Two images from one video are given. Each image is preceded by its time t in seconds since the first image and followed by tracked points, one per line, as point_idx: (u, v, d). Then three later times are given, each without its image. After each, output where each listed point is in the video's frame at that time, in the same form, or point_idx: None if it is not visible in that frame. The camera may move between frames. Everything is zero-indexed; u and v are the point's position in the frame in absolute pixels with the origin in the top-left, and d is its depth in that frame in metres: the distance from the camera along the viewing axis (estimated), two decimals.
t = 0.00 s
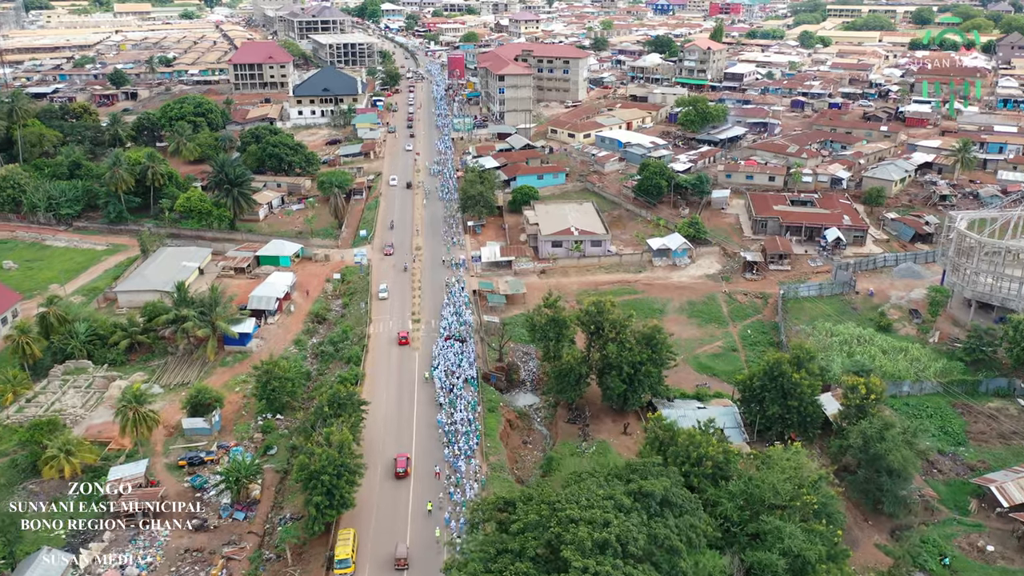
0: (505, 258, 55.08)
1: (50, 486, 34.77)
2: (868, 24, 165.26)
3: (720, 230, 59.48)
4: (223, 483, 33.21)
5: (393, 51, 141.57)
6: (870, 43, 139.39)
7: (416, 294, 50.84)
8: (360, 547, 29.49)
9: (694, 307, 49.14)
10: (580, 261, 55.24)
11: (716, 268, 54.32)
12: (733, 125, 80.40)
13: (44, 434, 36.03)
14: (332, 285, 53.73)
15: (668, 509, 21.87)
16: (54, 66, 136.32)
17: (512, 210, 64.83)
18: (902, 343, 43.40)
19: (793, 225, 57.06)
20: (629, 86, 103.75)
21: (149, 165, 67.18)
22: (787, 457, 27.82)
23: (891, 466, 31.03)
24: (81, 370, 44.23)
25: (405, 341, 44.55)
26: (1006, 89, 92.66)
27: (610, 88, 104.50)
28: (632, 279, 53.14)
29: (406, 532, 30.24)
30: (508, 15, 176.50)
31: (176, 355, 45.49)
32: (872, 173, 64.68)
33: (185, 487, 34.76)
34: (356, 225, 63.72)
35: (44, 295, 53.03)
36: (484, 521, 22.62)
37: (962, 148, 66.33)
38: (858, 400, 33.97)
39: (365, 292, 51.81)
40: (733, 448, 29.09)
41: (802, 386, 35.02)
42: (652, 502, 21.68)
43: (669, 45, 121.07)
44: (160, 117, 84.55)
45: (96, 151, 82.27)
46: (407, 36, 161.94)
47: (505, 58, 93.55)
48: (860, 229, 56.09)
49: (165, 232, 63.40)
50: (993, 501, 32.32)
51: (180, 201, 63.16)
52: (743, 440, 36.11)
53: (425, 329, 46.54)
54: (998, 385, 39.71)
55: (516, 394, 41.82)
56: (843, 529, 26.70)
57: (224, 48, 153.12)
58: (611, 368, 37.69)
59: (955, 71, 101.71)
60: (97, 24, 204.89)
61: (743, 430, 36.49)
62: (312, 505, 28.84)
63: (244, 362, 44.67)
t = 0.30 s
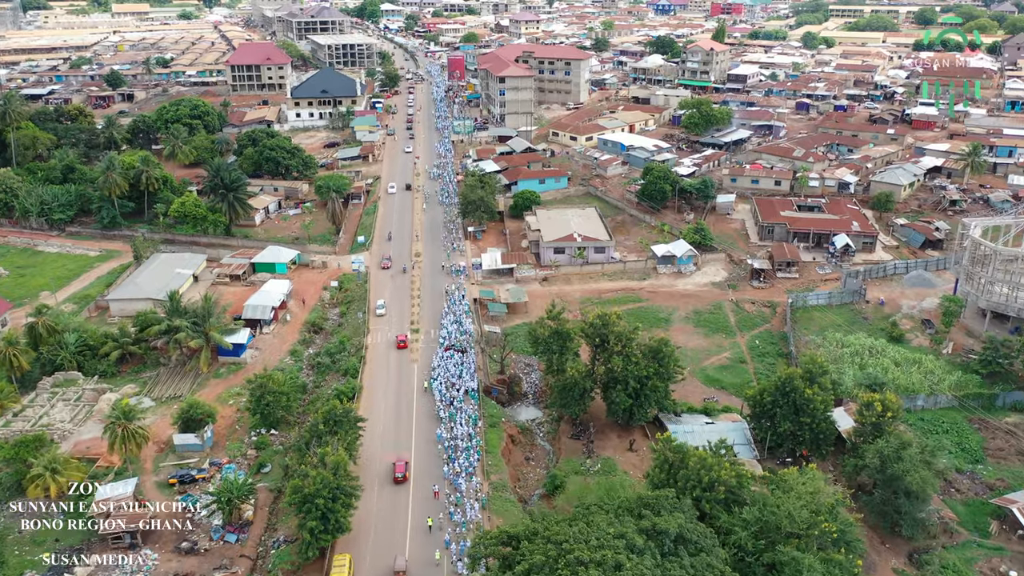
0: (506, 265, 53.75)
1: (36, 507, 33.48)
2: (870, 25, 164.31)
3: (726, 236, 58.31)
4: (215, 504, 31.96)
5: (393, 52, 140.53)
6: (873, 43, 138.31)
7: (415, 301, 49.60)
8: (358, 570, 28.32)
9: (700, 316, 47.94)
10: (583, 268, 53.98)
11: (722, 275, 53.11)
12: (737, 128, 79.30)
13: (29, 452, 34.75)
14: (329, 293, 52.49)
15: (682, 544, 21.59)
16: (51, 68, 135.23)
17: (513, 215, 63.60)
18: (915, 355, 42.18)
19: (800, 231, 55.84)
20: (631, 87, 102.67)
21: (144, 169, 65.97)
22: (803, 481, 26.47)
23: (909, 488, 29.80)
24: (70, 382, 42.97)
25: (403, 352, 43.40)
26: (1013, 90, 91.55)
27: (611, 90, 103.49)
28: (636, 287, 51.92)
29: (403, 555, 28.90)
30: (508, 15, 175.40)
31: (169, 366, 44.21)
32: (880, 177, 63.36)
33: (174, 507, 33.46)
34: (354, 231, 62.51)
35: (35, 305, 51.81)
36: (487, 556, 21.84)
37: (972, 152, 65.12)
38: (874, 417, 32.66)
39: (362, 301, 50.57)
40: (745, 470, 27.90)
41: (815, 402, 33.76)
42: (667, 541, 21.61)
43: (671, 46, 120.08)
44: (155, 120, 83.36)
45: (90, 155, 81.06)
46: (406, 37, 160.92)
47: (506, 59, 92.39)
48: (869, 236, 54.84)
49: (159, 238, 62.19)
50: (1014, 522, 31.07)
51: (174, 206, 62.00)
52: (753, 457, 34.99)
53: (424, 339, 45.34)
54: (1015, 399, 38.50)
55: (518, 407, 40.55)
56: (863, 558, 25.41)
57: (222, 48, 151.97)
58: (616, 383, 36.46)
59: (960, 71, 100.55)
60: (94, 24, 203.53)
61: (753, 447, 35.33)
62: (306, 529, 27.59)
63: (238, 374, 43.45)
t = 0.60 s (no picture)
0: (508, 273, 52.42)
1: (19, 528, 32.17)
2: (873, 26, 163.27)
3: (732, 242, 57.06)
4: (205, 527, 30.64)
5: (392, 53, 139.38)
6: (876, 44, 137.15)
7: (414, 310, 48.34)
8: None
9: (707, 326, 46.70)
10: (586, 275, 52.71)
11: (729, 283, 51.86)
12: (742, 131, 78.14)
13: (12, 471, 33.44)
14: (326, 302, 51.22)
15: None
16: (47, 68, 134.02)
17: (514, 220, 62.33)
18: (929, 367, 40.91)
19: (808, 237, 54.56)
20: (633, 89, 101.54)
21: (137, 173, 64.71)
22: (822, 508, 25.14)
23: (930, 512, 28.51)
24: (59, 395, 41.67)
25: (402, 363, 42.21)
26: (1020, 92, 90.34)
27: (613, 92, 102.34)
28: (640, 295, 50.67)
29: None
30: (508, 16, 174.35)
31: (160, 378, 42.91)
32: (889, 181, 62.08)
33: (163, 529, 32.13)
34: (352, 236, 61.25)
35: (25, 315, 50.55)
36: None
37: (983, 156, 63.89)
38: (891, 437, 31.40)
39: (360, 309, 49.29)
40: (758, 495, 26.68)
41: (829, 419, 32.48)
42: None
43: (673, 47, 118.96)
44: (151, 122, 82.08)
45: (84, 158, 79.77)
46: (405, 37, 159.74)
47: (506, 60, 91.14)
48: (879, 243, 53.57)
49: (153, 244, 60.93)
50: None
51: (168, 212, 60.73)
52: (765, 476, 33.56)
53: (423, 348, 44.12)
54: None
55: (520, 421, 39.27)
56: None
57: (220, 48, 150.74)
58: (622, 399, 35.24)
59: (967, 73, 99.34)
60: (91, 24, 202.04)
61: (764, 465, 34.04)
62: (299, 557, 26.31)
63: (231, 387, 42.16)
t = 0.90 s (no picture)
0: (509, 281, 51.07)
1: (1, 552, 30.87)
2: (876, 27, 162.07)
3: (738, 249, 55.78)
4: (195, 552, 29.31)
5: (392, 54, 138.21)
6: (879, 45, 135.90)
7: (412, 320, 47.04)
8: None
9: (714, 336, 45.42)
10: (590, 284, 51.43)
11: (736, 291, 50.59)
12: (747, 134, 76.94)
13: None
14: (323, 311, 49.92)
15: None
16: (43, 69, 132.81)
17: (515, 226, 61.06)
18: (944, 380, 39.61)
19: (817, 244, 53.28)
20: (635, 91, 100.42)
21: (131, 178, 63.41)
22: (843, 539, 23.85)
23: (952, 538, 27.23)
24: (47, 409, 40.38)
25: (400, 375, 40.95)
26: None
27: (616, 94, 101.18)
28: (645, 304, 49.41)
29: None
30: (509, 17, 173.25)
31: (151, 391, 41.64)
32: (898, 186, 60.83)
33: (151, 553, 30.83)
34: (349, 243, 59.95)
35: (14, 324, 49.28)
36: None
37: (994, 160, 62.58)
38: (909, 457, 30.19)
39: (358, 319, 48.00)
40: (774, 522, 25.46)
41: (845, 439, 31.19)
42: None
43: (675, 48, 117.87)
44: (146, 125, 80.78)
45: (78, 162, 78.45)
46: (405, 38, 158.53)
47: (507, 62, 89.95)
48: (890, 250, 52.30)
49: (147, 251, 59.64)
50: None
51: (162, 218, 59.47)
52: (776, 496, 32.25)
53: (422, 360, 42.84)
54: None
55: (522, 437, 38.00)
56: None
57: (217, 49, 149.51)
58: (628, 415, 34.00)
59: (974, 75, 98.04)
60: (89, 25, 200.90)
61: (776, 484, 32.73)
62: None
63: (224, 401, 40.90)
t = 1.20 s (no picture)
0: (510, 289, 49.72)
1: None
2: (878, 27, 161.02)
3: (745, 256, 54.53)
4: None
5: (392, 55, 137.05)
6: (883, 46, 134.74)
7: (411, 330, 45.77)
8: None
9: (722, 347, 44.15)
10: (593, 292, 50.16)
11: (743, 300, 49.34)
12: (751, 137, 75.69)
13: None
14: (320, 320, 48.65)
15: None
16: (40, 70, 131.69)
17: (516, 232, 59.81)
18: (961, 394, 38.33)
19: (826, 251, 52.02)
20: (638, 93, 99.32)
21: (124, 183, 62.09)
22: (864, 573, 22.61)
23: (976, 567, 26.02)
24: (34, 424, 39.14)
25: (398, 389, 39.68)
26: None
27: (618, 96, 99.99)
28: (650, 314, 48.18)
29: None
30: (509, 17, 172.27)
31: (142, 405, 40.41)
32: (908, 191, 59.57)
33: None
34: (347, 249, 58.68)
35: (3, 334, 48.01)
36: None
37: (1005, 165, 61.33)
38: (929, 480, 28.91)
39: (355, 330, 46.70)
40: (790, 553, 24.21)
41: (862, 459, 29.92)
42: None
43: (677, 49, 116.82)
44: (141, 128, 79.50)
45: (72, 165, 77.14)
46: (405, 38, 157.43)
47: (508, 64, 88.69)
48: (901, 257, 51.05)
49: (141, 258, 58.39)
50: None
51: (155, 224, 58.22)
52: (789, 518, 31.04)
53: (420, 372, 41.49)
54: None
55: (524, 453, 36.75)
56: None
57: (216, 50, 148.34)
58: (635, 433, 32.69)
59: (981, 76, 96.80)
60: (87, 25, 199.89)
61: (789, 505, 31.48)
62: None
63: (217, 415, 39.65)
